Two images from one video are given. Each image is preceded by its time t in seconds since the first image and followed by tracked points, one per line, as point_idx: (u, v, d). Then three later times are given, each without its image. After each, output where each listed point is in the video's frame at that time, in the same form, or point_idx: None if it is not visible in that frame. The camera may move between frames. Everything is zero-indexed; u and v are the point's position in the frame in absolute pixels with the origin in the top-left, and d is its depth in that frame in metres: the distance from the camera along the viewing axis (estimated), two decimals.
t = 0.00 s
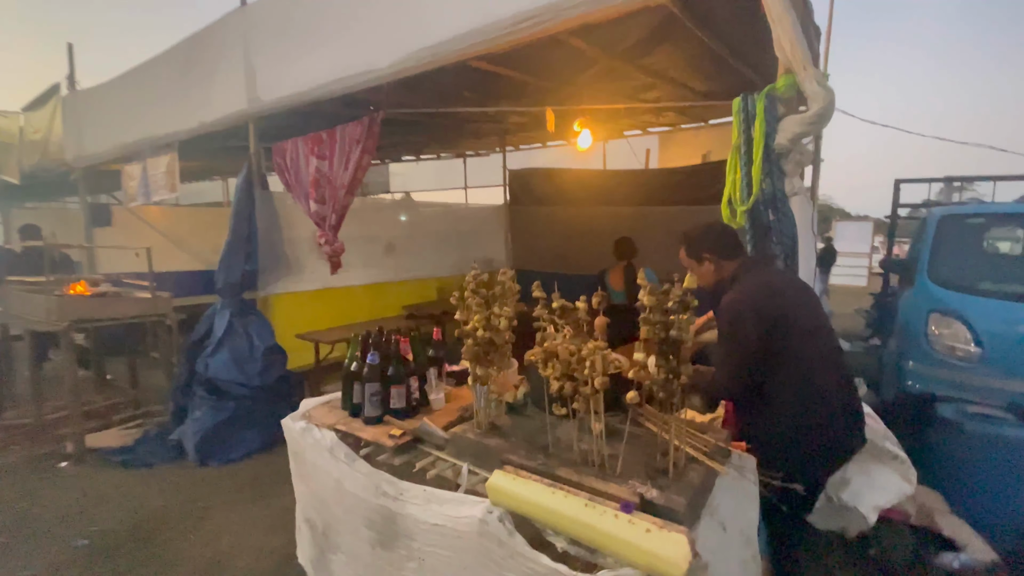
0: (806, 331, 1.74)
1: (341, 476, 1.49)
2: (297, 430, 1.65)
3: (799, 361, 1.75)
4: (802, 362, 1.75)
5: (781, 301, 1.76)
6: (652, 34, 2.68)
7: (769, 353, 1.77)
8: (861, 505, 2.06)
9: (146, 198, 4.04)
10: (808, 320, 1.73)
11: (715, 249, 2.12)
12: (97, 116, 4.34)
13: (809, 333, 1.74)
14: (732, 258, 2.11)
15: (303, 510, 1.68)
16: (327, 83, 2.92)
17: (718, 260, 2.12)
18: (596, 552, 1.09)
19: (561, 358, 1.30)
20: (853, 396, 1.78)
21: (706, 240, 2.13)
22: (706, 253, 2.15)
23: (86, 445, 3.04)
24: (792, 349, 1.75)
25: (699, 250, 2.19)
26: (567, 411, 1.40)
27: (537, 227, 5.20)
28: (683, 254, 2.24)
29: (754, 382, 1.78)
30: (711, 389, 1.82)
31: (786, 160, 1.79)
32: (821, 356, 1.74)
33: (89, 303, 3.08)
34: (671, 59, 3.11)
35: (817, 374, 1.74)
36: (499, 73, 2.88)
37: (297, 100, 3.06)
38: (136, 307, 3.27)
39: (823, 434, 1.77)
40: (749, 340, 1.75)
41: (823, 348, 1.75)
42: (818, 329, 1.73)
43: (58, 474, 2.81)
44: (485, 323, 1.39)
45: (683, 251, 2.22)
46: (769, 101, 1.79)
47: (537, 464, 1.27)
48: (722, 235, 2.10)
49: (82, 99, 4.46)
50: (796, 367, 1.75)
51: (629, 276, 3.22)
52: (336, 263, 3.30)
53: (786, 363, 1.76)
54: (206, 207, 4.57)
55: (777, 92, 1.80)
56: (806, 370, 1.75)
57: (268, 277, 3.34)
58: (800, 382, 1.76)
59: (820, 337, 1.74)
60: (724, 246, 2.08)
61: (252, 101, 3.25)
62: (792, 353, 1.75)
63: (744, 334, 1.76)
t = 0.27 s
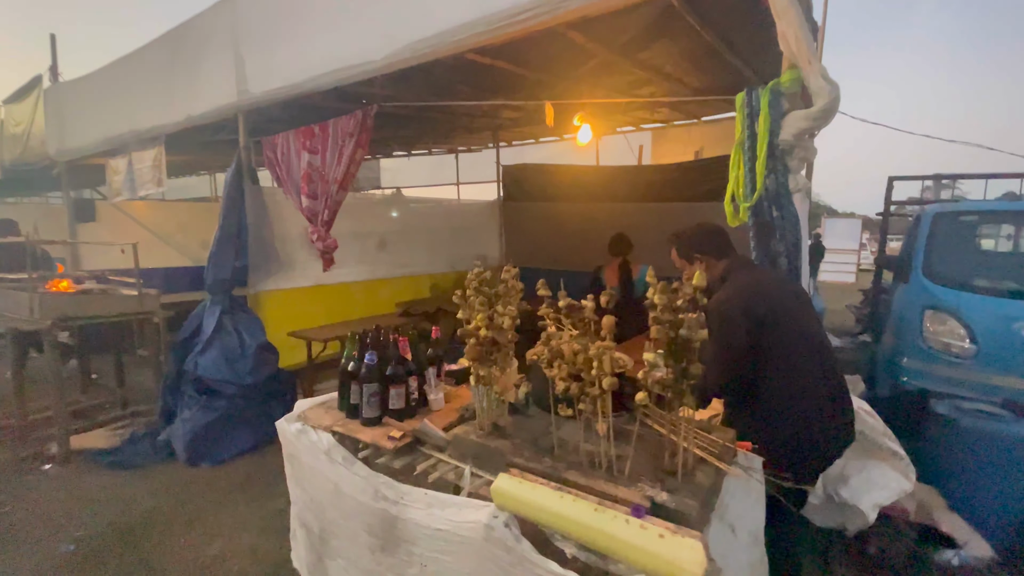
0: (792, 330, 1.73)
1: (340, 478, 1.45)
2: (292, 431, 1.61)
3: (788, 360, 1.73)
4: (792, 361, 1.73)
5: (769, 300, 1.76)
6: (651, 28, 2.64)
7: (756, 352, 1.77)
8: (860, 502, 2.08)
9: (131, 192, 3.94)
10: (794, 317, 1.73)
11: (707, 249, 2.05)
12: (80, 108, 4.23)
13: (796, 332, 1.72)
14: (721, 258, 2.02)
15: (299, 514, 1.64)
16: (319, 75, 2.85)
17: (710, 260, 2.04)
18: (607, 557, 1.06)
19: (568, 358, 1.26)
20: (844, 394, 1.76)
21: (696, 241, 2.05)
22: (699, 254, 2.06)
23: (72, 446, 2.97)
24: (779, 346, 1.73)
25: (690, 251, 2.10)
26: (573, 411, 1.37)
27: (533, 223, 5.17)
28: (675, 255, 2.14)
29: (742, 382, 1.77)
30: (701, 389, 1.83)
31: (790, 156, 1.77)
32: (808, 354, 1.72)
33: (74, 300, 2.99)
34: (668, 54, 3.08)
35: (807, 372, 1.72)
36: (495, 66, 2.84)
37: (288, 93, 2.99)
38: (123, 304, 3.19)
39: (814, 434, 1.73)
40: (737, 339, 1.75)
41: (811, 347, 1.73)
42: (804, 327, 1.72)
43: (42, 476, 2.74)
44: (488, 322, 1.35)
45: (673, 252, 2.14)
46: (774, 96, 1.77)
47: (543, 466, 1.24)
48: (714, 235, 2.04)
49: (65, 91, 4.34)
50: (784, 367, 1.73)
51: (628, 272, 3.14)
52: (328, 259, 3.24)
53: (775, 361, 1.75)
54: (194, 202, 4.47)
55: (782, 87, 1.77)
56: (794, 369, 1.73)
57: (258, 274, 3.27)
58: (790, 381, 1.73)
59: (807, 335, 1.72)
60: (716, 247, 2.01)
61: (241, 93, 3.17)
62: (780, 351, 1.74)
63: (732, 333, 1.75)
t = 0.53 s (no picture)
0: (778, 327, 1.76)
1: (339, 484, 1.40)
2: (289, 435, 1.55)
3: (775, 356, 1.77)
4: (778, 356, 1.77)
5: (759, 299, 1.78)
6: (650, 23, 2.61)
7: (744, 348, 1.81)
8: (863, 500, 2.09)
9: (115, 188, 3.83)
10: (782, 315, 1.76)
11: (695, 250, 1.96)
12: (61, 100, 4.10)
13: (782, 328, 1.76)
14: (708, 258, 1.96)
15: (295, 520, 1.59)
16: (311, 68, 2.78)
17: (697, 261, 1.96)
18: (622, 565, 1.02)
19: (578, 359, 1.22)
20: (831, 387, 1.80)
21: (683, 242, 1.96)
22: (687, 254, 1.95)
23: (55, 450, 2.87)
24: (767, 343, 1.77)
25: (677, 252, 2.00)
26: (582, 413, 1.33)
27: (524, 220, 4.98)
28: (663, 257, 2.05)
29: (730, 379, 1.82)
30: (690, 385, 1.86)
31: (796, 152, 1.74)
32: (794, 349, 1.76)
33: (56, 299, 2.90)
34: (666, 51, 3.04)
35: (793, 367, 1.77)
36: (492, 61, 2.79)
37: (278, 86, 2.92)
38: (107, 303, 3.10)
39: (802, 427, 1.78)
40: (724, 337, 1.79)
41: (796, 342, 1.76)
42: (790, 325, 1.75)
43: (24, 481, 2.65)
44: (494, 321, 1.31)
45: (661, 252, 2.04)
46: (780, 91, 1.74)
47: (553, 470, 1.21)
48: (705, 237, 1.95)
49: (46, 83, 4.21)
50: (771, 362, 1.78)
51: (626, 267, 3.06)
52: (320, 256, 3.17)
53: (763, 357, 1.79)
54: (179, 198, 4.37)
55: (788, 82, 1.74)
56: (780, 364, 1.77)
57: (248, 272, 3.22)
58: (777, 376, 1.78)
59: (792, 331, 1.76)
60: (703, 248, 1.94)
61: (229, 86, 3.09)
62: (768, 347, 1.77)
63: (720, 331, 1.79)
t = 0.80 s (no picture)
0: (772, 324, 1.76)
1: (339, 489, 1.35)
2: (285, 438, 1.50)
3: (769, 353, 1.77)
4: (773, 354, 1.77)
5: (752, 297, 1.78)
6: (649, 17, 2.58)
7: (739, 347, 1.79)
8: (864, 497, 2.09)
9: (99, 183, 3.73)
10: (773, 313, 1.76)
11: (686, 250, 1.90)
12: (41, 93, 3.98)
13: (775, 326, 1.76)
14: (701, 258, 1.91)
15: (292, 526, 1.54)
16: (303, 59, 2.71)
17: (688, 261, 1.89)
18: (638, 573, 0.99)
19: (589, 360, 1.18)
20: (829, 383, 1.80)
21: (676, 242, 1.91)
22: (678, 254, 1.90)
23: (38, 453, 2.79)
24: (760, 341, 1.76)
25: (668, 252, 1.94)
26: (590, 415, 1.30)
27: (517, 219, 4.60)
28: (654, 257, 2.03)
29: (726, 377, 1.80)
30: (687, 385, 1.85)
31: (803, 148, 1.70)
32: (789, 344, 1.77)
33: (39, 298, 2.81)
34: (664, 46, 3.01)
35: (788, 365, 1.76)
36: (489, 55, 2.74)
37: (269, 79, 2.85)
38: (92, 302, 3.01)
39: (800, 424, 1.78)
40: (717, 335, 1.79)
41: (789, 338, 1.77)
42: (784, 324, 1.76)
43: (6, 486, 2.56)
44: (501, 321, 1.27)
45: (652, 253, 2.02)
46: (786, 87, 1.71)
47: (563, 474, 1.17)
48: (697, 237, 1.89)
49: (26, 74, 4.09)
50: (766, 359, 1.77)
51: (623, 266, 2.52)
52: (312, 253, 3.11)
53: (758, 356, 1.78)
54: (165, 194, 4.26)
55: (795, 78, 1.72)
56: (775, 361, 1.77)
57: (238, 270, 3.16)
58: (772, 374, 1.77)
59: (785, 327, 1.77)
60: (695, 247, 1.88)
61: (217, 79, 3.01)
62: (762, 345, 1.77)
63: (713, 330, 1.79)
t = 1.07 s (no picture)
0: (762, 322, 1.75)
1: (337, 497, 1.31)
2: (280, 444, 1.45)
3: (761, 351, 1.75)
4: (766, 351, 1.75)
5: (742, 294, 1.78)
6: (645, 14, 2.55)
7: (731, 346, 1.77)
8: (863, 496, 2.11)
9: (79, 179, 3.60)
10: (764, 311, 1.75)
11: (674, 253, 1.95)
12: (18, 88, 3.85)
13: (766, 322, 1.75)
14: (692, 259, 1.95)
15: (287, 535, 1.49)
16: (293, 53, 2.64)
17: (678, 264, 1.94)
18: None
19: (598, 361, 1.15)
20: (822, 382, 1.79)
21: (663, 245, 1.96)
22: (666, 258, 1.95)
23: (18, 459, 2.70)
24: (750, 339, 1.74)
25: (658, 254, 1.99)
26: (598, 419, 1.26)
27: (507, 221, 3.95)
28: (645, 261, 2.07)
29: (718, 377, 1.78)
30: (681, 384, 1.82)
31: (806, 147, 1.63)
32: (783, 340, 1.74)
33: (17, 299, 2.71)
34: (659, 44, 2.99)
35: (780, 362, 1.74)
36: (483, 51, 2.69)
37: (257, 74, 2.77)
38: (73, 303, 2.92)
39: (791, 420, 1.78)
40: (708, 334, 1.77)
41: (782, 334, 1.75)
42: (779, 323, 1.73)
43: None
44: (505, 323, 1.22)
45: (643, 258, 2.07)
46: (790, 83, 1.65)
47: (572, 480, 1.14)
48: (685, 239, 1.94)
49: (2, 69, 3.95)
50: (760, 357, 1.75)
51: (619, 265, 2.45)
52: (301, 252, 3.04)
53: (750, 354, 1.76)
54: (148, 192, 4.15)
55: (797, 74, 1.65)
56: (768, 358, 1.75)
57: (226, 268, 3.11)
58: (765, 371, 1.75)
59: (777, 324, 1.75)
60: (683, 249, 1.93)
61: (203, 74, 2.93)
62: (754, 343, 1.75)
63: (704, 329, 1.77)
